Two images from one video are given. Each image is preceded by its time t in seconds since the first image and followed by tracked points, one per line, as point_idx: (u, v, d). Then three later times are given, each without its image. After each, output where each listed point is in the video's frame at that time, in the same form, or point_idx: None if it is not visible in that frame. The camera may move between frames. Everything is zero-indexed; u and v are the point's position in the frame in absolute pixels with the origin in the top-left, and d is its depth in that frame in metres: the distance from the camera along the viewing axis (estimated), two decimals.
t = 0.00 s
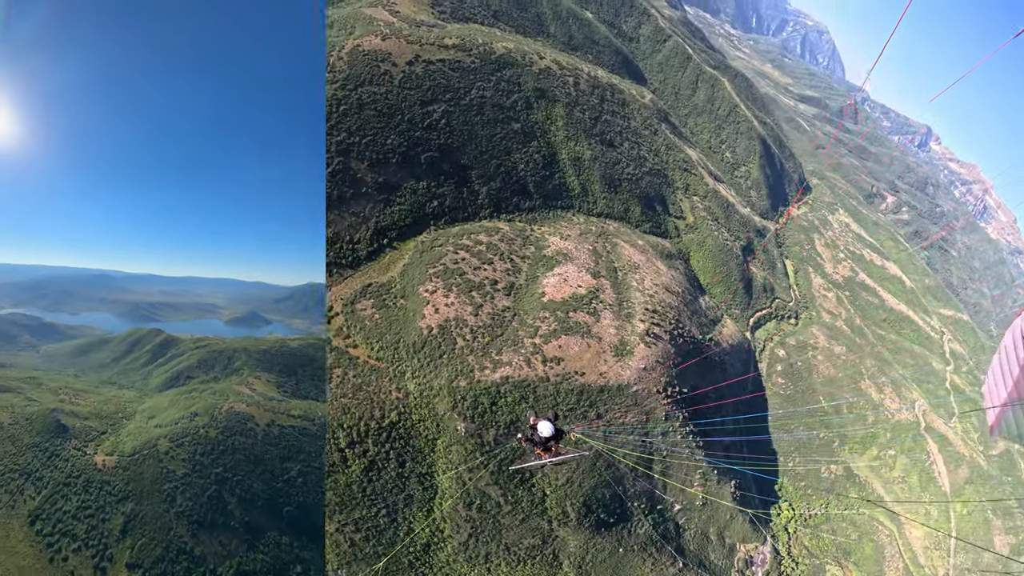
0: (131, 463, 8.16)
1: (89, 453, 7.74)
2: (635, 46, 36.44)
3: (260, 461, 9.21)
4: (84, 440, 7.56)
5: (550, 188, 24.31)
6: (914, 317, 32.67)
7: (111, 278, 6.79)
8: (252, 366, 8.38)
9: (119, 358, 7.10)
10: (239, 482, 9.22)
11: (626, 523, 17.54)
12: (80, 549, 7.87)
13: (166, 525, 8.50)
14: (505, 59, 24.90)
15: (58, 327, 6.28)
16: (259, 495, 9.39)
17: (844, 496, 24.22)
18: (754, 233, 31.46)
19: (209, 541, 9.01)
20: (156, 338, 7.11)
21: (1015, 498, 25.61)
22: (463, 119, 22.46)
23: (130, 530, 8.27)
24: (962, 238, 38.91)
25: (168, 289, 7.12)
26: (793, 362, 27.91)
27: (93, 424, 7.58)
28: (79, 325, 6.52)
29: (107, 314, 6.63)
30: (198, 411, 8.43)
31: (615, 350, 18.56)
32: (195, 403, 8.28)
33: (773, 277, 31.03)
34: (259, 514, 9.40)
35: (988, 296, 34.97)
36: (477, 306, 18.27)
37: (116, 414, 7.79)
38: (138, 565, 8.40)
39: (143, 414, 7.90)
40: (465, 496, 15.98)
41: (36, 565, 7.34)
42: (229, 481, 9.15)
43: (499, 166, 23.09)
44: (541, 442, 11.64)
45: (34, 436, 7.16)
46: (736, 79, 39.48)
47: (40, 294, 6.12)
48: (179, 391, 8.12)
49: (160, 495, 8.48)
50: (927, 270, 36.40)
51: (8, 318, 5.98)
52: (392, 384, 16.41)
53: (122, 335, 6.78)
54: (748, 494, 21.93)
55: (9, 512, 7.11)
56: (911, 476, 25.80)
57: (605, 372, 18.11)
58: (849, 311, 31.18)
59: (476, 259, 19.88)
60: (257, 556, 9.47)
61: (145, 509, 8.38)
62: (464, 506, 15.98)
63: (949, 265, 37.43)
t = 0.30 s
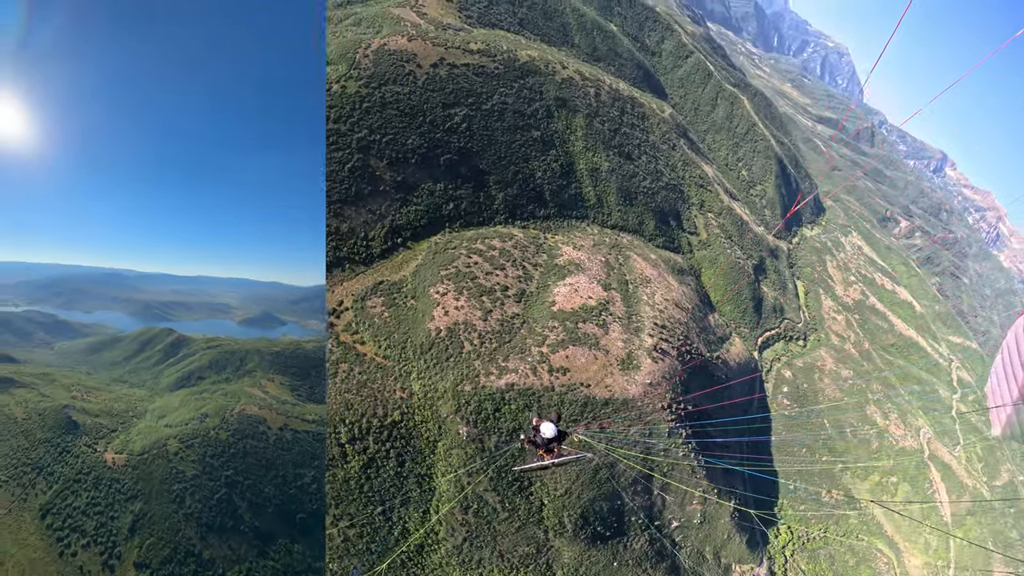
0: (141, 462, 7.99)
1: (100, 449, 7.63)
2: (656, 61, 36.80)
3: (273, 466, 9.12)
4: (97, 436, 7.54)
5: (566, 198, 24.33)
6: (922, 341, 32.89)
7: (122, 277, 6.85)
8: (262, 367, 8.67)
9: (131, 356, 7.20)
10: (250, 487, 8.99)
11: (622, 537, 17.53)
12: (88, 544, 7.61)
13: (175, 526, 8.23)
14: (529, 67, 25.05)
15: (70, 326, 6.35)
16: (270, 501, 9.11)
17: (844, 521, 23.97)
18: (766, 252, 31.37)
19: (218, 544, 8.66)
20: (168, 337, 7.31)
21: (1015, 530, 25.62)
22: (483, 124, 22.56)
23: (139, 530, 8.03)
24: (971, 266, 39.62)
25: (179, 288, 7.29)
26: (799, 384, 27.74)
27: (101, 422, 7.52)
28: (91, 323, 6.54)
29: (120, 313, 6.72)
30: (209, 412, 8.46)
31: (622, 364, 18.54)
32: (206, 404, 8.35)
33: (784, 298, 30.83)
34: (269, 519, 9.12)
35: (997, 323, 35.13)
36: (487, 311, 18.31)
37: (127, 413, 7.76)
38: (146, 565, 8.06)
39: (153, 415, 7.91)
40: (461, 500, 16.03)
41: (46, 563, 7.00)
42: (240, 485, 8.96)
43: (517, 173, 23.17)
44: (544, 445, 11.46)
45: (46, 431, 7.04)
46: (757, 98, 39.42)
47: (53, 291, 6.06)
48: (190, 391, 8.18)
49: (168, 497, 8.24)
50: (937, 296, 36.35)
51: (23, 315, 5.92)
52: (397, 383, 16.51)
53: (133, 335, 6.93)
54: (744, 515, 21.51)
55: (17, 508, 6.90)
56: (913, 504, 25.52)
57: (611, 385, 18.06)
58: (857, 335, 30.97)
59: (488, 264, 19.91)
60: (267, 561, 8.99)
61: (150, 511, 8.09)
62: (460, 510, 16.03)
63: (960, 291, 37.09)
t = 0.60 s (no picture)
0: (149, 460, 7.27)
1: (109, 446, 6.78)
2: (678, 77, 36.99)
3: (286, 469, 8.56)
4: (105, 432, 6.68)
5: (582, 208, 24.38)
6: (931, 368, 32.26)
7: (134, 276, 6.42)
8: (273, 369, 8.24)
9: (142, 355, 6.62)
10: (262, 490, 8.39)
11: (617, 551, 17.49)
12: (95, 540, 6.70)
13: (184, 525, 7.53)
14: (553, 77, 25.24)
15: (84, 323, 5.88)
16: (281, 506, 8.58)
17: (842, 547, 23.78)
18: (779, 272, 31.20)
19: (226, 549, 8.07)
20: (178, 335, 6.77)
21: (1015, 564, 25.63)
22: (504, 130, 22.82)
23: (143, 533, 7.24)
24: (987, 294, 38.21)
25: (189, 288, 6.97)
26: (805, 407, 27.57)
27: (113, 417, 6.73)
28: (105, 319, 6.02)
29: (135, 309, 6.25)
30: (218, 414, 7.92)
31: (628, 379, 18.50)
32: (216, 405, 7.78)
33: (795, 319, 30.55)
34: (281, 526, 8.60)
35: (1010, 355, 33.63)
36: (497, 317, 18.36)
37: (137, 411, 6.98)
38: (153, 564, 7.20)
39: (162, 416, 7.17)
40: (459, 504, 16.00)
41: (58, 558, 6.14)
42: (250, 488, 8.36)
43: (535, 181, 23.32)
44: (544, 445, 11.37)
45: (58, 425, 6.21)
46: (778, 117, 39.28)
47: (71, 288, 5.71)
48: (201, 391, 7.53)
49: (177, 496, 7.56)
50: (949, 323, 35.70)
51: (38, 312, 5.44)
52: (402, 383, 16.51)
53: (146, 333, 6.38)
54: (744, 533, 21.34)
55: (29, 501, 5.94)
56: (913, 534, 25.34)
57: (616, 399, 18.00)
58: (866, 360, 30.71)
59: (502, 270, 20.01)
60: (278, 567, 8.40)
61: (159, 509, 7.37)
62: (457, 514, 15.99)
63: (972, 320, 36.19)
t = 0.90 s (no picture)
0: (158, 458, 6.20)
1: (118, 443, 5.82)
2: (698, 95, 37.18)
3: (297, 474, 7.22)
4: (116, 430, 5.74)
5: (599, 220, 24.37)
6: (939, 397, 31.94)
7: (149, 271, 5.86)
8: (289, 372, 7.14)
9: (154, 353, 5.94)
10: (273, 493, 7.09)
11: (612, 566, 17.38)
12: (105, 533, 5.84)
13: (191, 526, 6.35)
14: (576, 88, 25.36)
15: (96, 319, 5.39)
16: (295, 512, 7.20)
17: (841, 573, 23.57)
18: (792, 293, 31.03)
19: (235, 551, 6.78)
20: (190, 334, 6.06)
21: None
22: (525, 138, 23.10)
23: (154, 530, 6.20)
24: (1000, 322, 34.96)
25: (205, 285, 6.26)
26: (811, 430, 27.38)
27: (123, 414, 5.77)
28: (117, 317, 5.48)
29: (146, 307, 5.71)
30: (229, 414, 6.75)
31: (636, 395, 18.44)
32: (226, 405, 6.66)
33: (805, 341, 30.35)
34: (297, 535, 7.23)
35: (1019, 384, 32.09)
36: (508, 324, 18.48)
37: (147, 408, 6.01)
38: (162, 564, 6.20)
39: (171, 413, 6.13)
40: (458, 508, 15.86)
41: (63, 551, 5.36)
42: (260, 492, 7.03)
43: (554, 189, 23.43)
44: (545, 446, 11.21)
45: (68, 420, 5.55)
46: (797, 138, 39.16)
47: (81, 284, 5.28)
48: (211, 391, 6.50)
49: (183, 497, 6.37)
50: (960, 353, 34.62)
51: (51, 310, 4.99)
52: (409, 383, 16.63)
53: (156, 333, 5.79)
54: (743, 555, 21.04)
55: (39, 493, 5.17)
56: (912, 563, 25.14)
57: (622, 413, 17.96)
58: (874, 386, 30.44)
59: (515, 277, 20.17)
60: None
61: (166, 506, 6.27)
62: (455, 517, 15.78)
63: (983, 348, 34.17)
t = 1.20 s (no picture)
0: (168, 458, 6.23)
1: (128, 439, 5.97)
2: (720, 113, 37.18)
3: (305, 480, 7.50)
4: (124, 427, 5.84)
5: (616, 233, 24.39)
6: (948, 426, 31.16)
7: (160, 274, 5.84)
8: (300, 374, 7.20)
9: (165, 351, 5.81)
10: (283, 498, 7.43)
11: None
12: (114, 531, 6.09)
13: (199, 527, 6.62)
14: (601, 100, 25.34)
15: (108, 318, 5.38)
16: (304, 518, 7.64)
17: None
18: (804, 315, 30.81)
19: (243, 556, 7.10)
20: (200, 334, 5.97)
21: None
22: (548, 147, 23.16)
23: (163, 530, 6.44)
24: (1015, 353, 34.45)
25: (217, 286, 6.21)
26: (817, 455, 26.99)
27: (133, 413, 5.87)
28: (129, 315, 5.46)
29: (157, 306, 5.62)
30: (239, 415, 6.69)
31: (643, 410, 18.35)
32: (237, 407, 6.59)
33: (815, 364, 30.08)
34: (302, 536, 7.72)
35: None
36: (520, 332, 18.52)
37: (157, 407, 6.04)
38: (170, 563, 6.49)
39: (183, 414, 6.20)
40: (457, 511, 15.97)
41: (73, 546, 5.79)
42: (271, 496, 7.27)
43: (573, 200, 23.46)
44: (540, 448, 11.18)
45: (78, 416, 5.68)
46: (818, 160, 38.88)
47: (92, 282, 5.34)
48: (223, 392, 6.46)
49: (193, 500, 6.56)
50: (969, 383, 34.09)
51: (64, 306, 5.05)
52: (417, 383, 16.81)
53: (168, 331, 5.68)
54: None
55: (50, 487, 5.56)
56: None
57: (628, 427, 17.88)
58: (884, 412, 30.02)
59: (530, 286, 20.28)
60: None
61: (177, 507, 6.43)
62: (453, 520, 15.92)
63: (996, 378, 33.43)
